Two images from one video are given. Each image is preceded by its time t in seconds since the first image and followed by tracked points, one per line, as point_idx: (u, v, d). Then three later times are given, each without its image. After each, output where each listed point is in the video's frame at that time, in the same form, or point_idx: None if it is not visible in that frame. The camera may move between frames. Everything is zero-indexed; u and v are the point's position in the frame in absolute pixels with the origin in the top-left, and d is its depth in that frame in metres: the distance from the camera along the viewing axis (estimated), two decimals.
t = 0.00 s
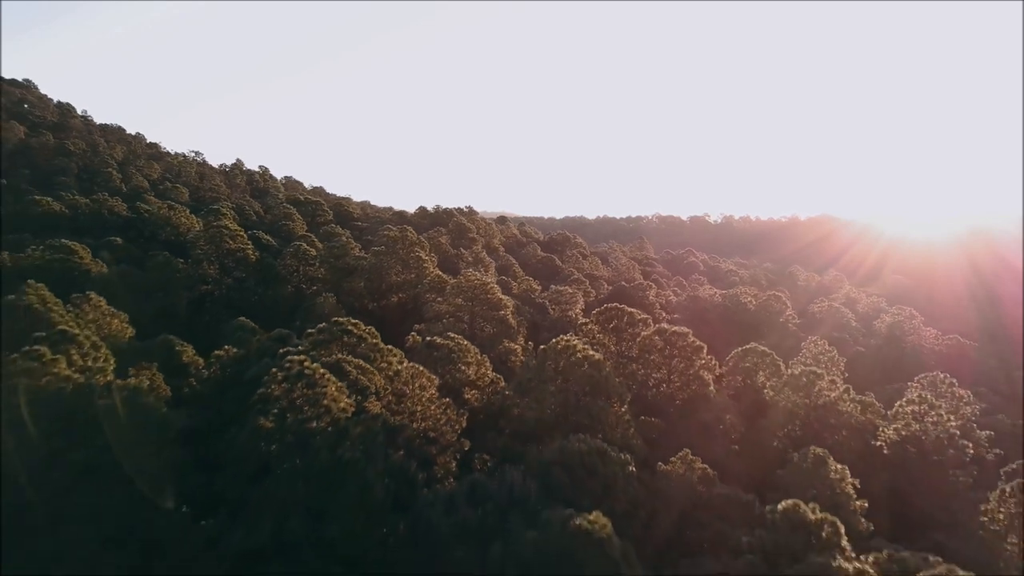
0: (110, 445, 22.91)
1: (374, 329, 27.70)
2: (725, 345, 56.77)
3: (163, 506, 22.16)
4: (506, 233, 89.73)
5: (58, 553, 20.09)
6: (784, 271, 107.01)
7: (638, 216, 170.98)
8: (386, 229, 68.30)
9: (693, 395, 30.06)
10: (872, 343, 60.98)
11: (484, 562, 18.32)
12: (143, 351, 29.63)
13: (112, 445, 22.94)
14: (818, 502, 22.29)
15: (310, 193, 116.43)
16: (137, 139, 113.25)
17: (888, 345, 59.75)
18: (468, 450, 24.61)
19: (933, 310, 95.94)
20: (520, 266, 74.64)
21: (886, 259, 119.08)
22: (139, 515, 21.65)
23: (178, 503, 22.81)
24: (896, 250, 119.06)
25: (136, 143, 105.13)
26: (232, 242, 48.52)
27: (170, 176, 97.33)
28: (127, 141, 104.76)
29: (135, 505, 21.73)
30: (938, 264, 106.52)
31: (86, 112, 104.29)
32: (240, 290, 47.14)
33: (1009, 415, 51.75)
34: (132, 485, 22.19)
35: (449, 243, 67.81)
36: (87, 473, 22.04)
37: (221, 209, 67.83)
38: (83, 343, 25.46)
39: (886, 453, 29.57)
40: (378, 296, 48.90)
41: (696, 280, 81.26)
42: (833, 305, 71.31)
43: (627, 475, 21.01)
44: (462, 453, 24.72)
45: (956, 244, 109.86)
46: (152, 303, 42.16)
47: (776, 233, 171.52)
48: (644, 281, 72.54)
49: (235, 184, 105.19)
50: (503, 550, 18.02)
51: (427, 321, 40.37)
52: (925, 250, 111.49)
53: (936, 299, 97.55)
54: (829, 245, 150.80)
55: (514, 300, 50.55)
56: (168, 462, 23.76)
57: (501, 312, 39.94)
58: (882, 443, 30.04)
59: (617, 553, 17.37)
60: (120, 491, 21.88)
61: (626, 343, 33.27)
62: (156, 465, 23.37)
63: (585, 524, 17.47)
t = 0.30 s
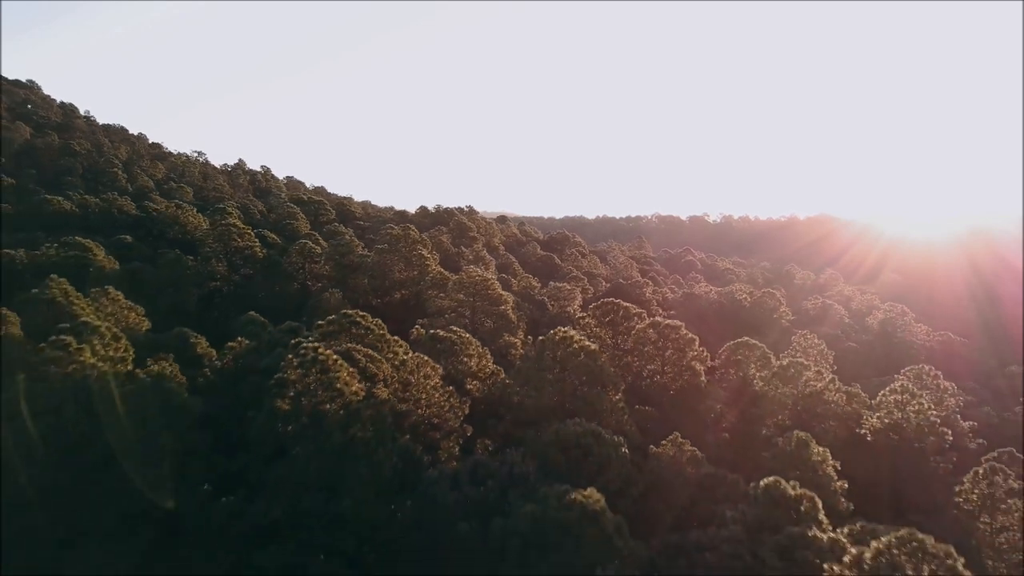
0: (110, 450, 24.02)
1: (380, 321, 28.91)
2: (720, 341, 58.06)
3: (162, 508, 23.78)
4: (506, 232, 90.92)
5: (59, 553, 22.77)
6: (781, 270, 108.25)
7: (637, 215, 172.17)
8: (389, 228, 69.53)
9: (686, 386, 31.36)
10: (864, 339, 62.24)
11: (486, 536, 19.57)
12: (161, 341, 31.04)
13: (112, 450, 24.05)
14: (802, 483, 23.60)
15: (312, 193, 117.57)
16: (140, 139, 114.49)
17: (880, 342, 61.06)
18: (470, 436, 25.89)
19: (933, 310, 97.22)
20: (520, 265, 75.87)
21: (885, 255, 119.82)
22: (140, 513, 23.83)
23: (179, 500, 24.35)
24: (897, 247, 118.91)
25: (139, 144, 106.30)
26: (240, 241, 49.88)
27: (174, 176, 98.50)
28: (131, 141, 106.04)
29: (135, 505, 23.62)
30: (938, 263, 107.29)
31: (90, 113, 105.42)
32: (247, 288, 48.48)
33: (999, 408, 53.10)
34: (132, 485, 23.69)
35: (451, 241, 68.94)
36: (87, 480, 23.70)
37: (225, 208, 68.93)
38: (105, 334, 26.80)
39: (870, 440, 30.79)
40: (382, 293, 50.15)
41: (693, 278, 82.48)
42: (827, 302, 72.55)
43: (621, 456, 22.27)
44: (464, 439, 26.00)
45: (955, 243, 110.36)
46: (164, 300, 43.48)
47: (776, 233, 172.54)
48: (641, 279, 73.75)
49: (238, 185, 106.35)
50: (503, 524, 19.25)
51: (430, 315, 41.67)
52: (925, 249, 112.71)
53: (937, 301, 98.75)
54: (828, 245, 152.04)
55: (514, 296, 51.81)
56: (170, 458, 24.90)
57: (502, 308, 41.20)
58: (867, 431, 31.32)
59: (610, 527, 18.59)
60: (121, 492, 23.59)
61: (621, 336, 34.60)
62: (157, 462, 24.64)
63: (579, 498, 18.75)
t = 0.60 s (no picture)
0: (109, 450, 25.32)
1: (386, 315, 30.07)
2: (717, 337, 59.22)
3: (162, 508, 25.32)
4: (506, 232, 91.99)
5: (57, 554, 24.15)
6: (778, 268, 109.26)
7: (637, 215, 173.14)
8: (391, 227, 70.63)
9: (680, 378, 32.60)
10: (858, 335, 63.47)
11: (487, 518, 20.83)
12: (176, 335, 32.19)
13: (111, 449, 25.32)
14: (788, 468, 24.85)
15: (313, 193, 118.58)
16: (143, 139, 115.52)
17: (873, 338, 62.31)
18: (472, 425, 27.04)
19: (932, 310, 97.76)
20: (520, 263, 76.99)
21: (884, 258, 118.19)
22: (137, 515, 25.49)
23: (179, 501, 25.90)
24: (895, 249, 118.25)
25: (142, 144, 107.24)
26: (246, 239, 51.08)
27: (177, 176, 99.51)
28: (134, 141, 107.06)
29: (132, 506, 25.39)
30: (938, 263, 107.65)
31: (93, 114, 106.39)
32: (253, 286, 49.71)
33: (989, 403, 54.33)
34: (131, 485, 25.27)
35: (451, 240, 70.03)
36: (87, 481, 25.15)
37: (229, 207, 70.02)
38: (122, 327, 28.24)
39: (856, 431, 32.03)
40: (385, 290, 51.29)
41: (690, 276, 83.56)
42: (822, 300, 73.76)
43: (615, 441, 23.52)
44: (467, 427, 27.14)
45: (956, 245, 111.12)
46: (174, 297, 44.69)
47: (776, 233, 173.56)
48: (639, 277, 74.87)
49: (240, 185, 107.31)
50: (505, 503, 20.50)
51: (432, 311, 42.87)
52: (926, 249, 113.25)
53: (937, 301, 99.00)
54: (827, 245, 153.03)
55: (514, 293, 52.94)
56: (169, 462, 25.89)
57: (501, 305, 42.42)
58: (854, 421, 32.57)
59: (604, 505, 19.81)
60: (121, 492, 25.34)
61: (617, 330, 35.79)
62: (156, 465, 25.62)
63: (575, 478, 20.07)
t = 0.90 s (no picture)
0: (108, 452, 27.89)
1: (391, 309, 31.18)
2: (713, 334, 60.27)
3: (162, 508, 27.25)
4: (506, 231, 93.08)
5: (56, 555, 26.24)
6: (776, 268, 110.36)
7: (636, 215, 174.20)
8: (392, 226, 71.78)
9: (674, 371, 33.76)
10: (851, 332, 64.62)
11: (488, 499, 22.12)
12: (188, 329, 33.39)
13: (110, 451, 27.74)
14: (776, 453, 26.05)
15: (314, 193, 119.72)
16: (146, 139, 116.58)
17: (866, 335, 63.49)
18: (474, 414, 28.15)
19: (932, 311, 99.11)
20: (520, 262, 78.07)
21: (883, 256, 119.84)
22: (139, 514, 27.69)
23: (179, 502, 27.74)
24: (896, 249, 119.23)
25: (145, 145, 108.35)
26: (252, 237, 52.30)
27: (181, 176, 100.61)
28: (137, 141, 108.25)
29: (131, 504, 27.84)
30: (938, 263, 108.50)
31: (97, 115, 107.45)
32: (259, 284, 50.97)
33: (981, 398, 55.52)
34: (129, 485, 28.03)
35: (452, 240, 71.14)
36: (87, 481, 28.02)
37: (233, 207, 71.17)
38: (138, 320, 29.59)
39: (844, 421, 33.23)
40: (388, 287, 52.41)
41: (688, 275, 84.62)
42: (817, 298, 74.88)
43: (610, 428, 24.71)
44: (469, 417, 28.27)
45: (956, 245, 112.10)
46: (182, 294, 45.89)
47: (777, 233, 174.56)
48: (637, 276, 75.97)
49: (243, 185, 108.33)
50: (506, 484, 21.76)
51: (435, 306, 44.01)
52: (926, 249, 114.07)
53: (937, 301, 100.39)
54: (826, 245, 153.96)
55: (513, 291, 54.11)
56: (183, 451, 27.44)
57: (502, 301, 43.56)
58: (842, 412, 33.74)
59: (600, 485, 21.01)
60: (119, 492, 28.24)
61: (613, 325, 36.91)
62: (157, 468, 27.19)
63: (572, 461, 21.05)
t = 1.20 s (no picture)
0: (107, 454, 30.20)
1: (395, 303, 32.28)
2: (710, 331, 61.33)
3: (162, 508, 29.06)
4: (507, 231, 94.08)
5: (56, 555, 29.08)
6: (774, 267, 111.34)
7: (636, 215, 175.13)
8: (394, 224, 72.83)
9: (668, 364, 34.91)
10: (846, 329, 65.69)
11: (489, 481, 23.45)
12: (200, 323, 34.54)
13: (110, 452, 30.02)
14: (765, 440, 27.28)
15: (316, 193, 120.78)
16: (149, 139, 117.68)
17: (860, 332, 64.60)
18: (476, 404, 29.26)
19: (933, 311, 100.83)
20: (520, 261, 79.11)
21: (883, 258, 120.25)
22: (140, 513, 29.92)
23: (179, 503, 29.43)
24: (896, 250, 119.61)
25: (149, 145, 109.49)
26: (257, 236, 53.58)
27: (184, 176, 101.75)
28: (141, 142, 109.32)
29: (131, 504, 30.21)
30: (938, 263, 108.78)
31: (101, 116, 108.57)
32: (265, 281, 52.24)
33: (972, 394, 56.62)
34: (128, 485, 30.29)
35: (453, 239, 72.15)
36: (88, 481, 30.77)
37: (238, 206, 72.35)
38: (153, 315, 31.09)
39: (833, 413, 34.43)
40: (390, 284, 53.51)
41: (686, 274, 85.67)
42: (813, 297, 75.95)
43: (606, 416, 25.97)
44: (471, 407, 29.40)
45: (956, 243, 112.56)
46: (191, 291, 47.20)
47: (777, 233, 175.45)
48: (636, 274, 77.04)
49: (245, 184, 109.38)
50: (508, 466, 23.05)
51: (437, 301, 45.16)
52: (926, 249, 114.56)
53: (937, 301, 101.47)
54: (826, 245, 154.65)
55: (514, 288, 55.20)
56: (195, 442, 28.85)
57: (502, 298, 44.71)
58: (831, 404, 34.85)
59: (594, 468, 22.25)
60: (118, 492, 30.65)
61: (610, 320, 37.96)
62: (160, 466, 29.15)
63: (569, 445, 22.21)
